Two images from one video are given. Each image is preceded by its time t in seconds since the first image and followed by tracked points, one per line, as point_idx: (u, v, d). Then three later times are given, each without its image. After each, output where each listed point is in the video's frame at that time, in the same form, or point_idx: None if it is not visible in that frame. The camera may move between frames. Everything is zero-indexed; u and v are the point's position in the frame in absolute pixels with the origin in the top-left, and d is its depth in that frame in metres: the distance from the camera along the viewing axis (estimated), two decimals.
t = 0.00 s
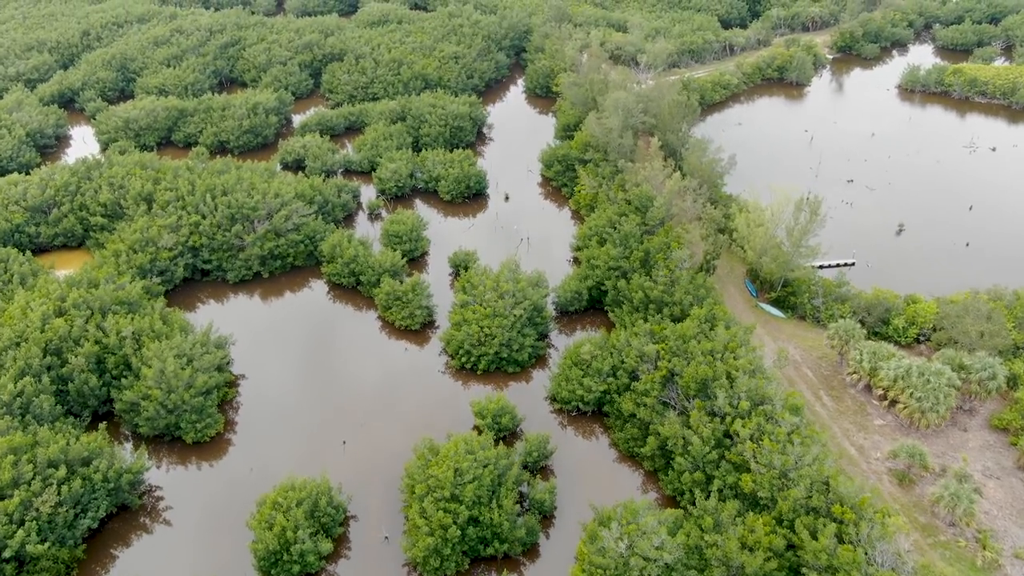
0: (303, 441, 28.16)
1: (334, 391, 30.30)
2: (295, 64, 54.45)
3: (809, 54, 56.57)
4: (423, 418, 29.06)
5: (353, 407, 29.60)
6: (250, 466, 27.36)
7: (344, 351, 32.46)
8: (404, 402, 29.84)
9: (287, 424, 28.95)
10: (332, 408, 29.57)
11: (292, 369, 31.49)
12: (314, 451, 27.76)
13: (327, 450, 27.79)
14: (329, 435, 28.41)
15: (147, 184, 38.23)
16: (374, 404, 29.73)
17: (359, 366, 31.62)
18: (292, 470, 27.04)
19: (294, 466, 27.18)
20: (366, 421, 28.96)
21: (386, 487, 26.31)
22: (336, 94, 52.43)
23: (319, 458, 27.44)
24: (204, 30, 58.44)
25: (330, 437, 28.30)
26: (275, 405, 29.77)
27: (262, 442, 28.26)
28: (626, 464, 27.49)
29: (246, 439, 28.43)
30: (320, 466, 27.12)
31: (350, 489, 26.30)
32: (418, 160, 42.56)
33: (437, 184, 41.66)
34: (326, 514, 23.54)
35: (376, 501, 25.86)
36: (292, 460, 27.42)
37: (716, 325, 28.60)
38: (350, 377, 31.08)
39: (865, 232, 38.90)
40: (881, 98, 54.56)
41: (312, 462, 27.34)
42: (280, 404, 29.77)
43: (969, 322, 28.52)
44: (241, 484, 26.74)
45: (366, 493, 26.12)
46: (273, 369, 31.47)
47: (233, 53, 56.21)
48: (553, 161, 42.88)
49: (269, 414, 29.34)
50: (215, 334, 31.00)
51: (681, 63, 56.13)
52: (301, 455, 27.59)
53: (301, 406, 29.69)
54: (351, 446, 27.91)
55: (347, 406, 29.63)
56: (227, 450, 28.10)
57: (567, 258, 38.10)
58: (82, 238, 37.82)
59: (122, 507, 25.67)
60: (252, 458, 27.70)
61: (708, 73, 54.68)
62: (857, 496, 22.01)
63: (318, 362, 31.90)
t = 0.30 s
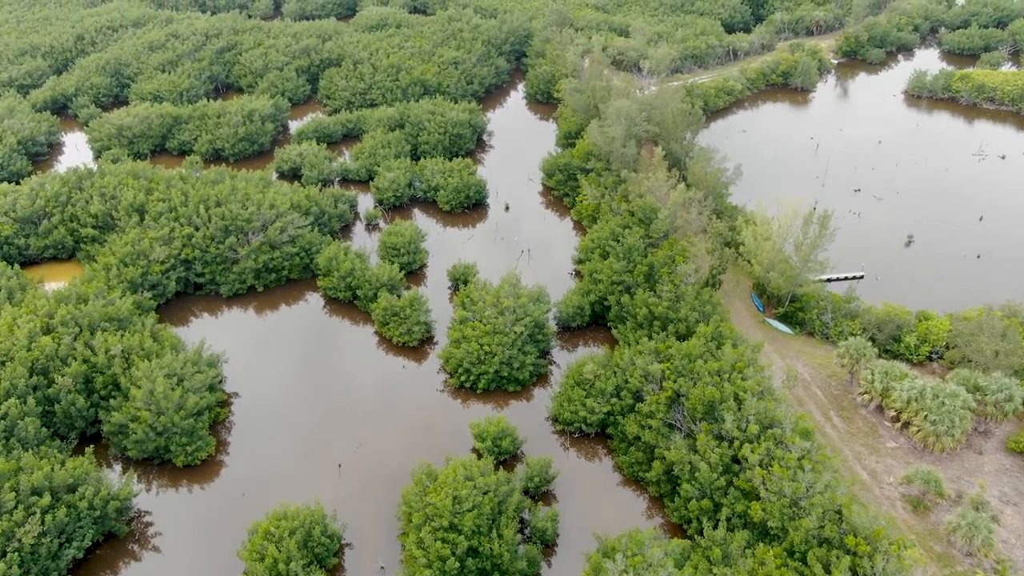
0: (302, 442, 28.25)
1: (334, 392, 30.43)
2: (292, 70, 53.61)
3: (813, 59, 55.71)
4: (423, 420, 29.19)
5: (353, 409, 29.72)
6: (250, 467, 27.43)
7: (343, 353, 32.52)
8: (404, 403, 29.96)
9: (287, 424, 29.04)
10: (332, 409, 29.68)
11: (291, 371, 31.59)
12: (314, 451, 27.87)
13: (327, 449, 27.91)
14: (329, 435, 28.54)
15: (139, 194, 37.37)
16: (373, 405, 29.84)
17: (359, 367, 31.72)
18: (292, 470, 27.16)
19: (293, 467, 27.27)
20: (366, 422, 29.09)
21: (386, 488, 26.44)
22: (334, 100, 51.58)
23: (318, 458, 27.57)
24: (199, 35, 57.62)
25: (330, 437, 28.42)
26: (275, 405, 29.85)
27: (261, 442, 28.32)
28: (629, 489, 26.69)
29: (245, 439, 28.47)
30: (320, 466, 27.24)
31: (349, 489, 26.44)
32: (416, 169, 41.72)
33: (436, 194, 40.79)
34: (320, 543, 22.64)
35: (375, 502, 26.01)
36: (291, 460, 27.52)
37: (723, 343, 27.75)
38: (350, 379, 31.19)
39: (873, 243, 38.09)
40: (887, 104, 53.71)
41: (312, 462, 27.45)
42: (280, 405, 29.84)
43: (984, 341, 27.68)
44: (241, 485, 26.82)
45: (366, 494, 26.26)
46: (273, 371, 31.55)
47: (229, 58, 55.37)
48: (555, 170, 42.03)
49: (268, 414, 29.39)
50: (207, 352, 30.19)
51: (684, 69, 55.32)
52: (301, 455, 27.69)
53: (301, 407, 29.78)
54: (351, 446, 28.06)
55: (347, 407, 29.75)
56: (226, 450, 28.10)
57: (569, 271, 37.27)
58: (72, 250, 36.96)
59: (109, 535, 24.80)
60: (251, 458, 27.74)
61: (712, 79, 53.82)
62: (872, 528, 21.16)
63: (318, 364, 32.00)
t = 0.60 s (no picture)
0: (301, 444, 28.16)
1: (333, 396, 30.38)
2: (289, 76, 52.75)
3: (819, 64, 54.82)
4: (422, 423, 29.19)
5: (353, 411, 29.67)
6: (249, 470, 27.31)
7: (341, 362, 32.22)
8: (403, 406, 29.92)
9: (286, 427, 28.94)
10: (331, 411, 29.62)
11: (290, 376, 31.52)
12: (314, 453, 27.81)
13: (326, 452, 27.85)
14: (328, 439, 28.45)
15: (131, 205, 36.49)
16: (372, 408, 29.80)
17: (357, 371, 31.66)
18: (292, 473, 27.08)
19: (292, 469, 27.19)
20: (366, 424, 29.04)
21: (387, 491, 26.39)
22: (331, 107, 50.72)
23: (318, 461, 27.50)
24: (195, 39, 56.75)
25: (329, 440, 28.36)
26: (273, 409, 29.75)
27: (261, 445, 28.22)
28: (634, 514, 25.83)
29: (243, 442, 28.35)
30: (320, 469, 27.18)
31: (350, 492, 26.38)
32: (414, 178, 40.87)
33: (435, 204, 39.95)
34: None
35: (376, 504, 25.95)
36: (291, 463, 27.43)
37: (730, 363, 26.89)
38: (348, 382, 31.12)
39: (883, 255, 37.25)
40: (893, 110, 52.86)
41: (312, 464, 27.37)
42: (278, 409, 29.73)
43: (1000, 361, 26.82)
44: (240, 488, 26.70)
45: (366, 496, 26.19)
46: (271, 376, 31.44)
47: (225, 63, 54.53)
48: (556, 179, 41.20)
49: (267, 418, 29.27)
50: (198, 371, 29.35)
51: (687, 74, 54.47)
52: (300, 457, 27.61)
53: (299, 410, 29.68)
54: (350, 449, 27.99)
55: (346, 410, 29.68)
56: (225, 454, 27.98)
57: (571, 284, 36.45)
58: (62, 263, 36.10)
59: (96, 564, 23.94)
60: (250, 461, 27.63)
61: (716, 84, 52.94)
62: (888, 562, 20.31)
63: (316, 368, 31.94)
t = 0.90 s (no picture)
0: (301, 446, 28.13)
1: (332, 398, 30.40)
2: (286, 81, 51.93)
3: (824, 69, 53.95)
4: (421, 424, 29.24)
5: (352, 413, 29.68)
6: (249, 472, 27.27)
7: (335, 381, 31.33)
8: (402, 408, 29.95)
9: (285, 428, 28.93)
10: (330, 413, 29.62)
11: (289, 378, 31.48)
12: (313, 455, 27.80)
13: (326, 454, 27.83)
14: (327, 440, 28.44)
15: (122, 216, 35.64)
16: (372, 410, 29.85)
17: (356, 373, 31.70)
18: (292, 474, 27.04)
19: (292, 471, 27.17)
20: (366, 426, 29.08)
21: (387, 493, 26.40)
22: (329, 113, 49.92)
23: (318, 462, 27.50)
24: (191, 44, 55.89)
25: (329, 441, 28.35)
26: (272, 412, 29.67)
27: (260, 446, 28.18)
28: (639, 542, 24.99)
29: (243, 444, 28.29)
30: (320, 470, 27.16)
31: (350, 493, 26.38)
32: (413, 188, 40.03)
33: (434, 215, 39.12)
34: None
35: (376, 505, 25.96)
36: (290, 464, 27.40)
37: (739, 384, 26.04)
38: (347, 384, 31.18)
39: (892, 268, 36.38)
40: (900, 116, 51.98)
41: (312, 465, 27.37)
42: (277, 411, 29.71)
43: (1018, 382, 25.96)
44: (240, 490, 26.65)
45: (366, 498, 26.20)
46: (270, 378, 31.42)
47: (221, 68, 53.75)
48: (557, 189, 40.36)
49: (266, 420, 29.25)
50: (189, 390, 28.52)
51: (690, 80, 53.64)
52: (300, 459, 27.59)
53: (299, 413, 29.63)
54: (350, 451, 27.99)
55: (345, 412, 29.69)
56: (224, 455, 27.89)
57: (573, 298, 35.65)
58: (52, 275, 35.28)
59: None
60: (249, 463, 27.58)
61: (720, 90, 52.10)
62: None
63: (315, 369, 31.92)
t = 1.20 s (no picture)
0: (300, 447, 28.14)
1: (331, 400, 30.37)
2: (282, 87, 51.06)
3: (829, 75, 53.06)
4: (420, 425, 29.28)
5: (352, 415, 29.70)
6: (249, 472, 27.23)
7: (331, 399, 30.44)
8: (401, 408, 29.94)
9: (285, 429, 28.95)
10: (330, 414, 29.67)
11: (288, 380, 31.44)
12: (313, 456, 27.81)
13: (325, 455, 27.84)
14: (327, 442, 28.42)
15: (113, 228, 34.76)
16: (371, 412, 29.87)
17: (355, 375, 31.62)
18: (292, 475, 27.01)
19: (292, 471, 27.16)
20: (366, 427, 29.13)
21: (386, 494, 26.40)
22: (326, 120, 49.06)
23: (318, 463, 27.49)
24: (186, 48, 55.00)
25: (329, 443, 28.37)
26: (272, 414, 29.66)
27: (261, 447, 28.16)
28: (644, 572, 24.11)
29: (243, 446, 28.23)
30: (320, 471, 27.17)
31: (349, 494, 26.37)
32: (411, 198, 39.16)
33: (433, 226, 38.25)
34: None
35: (376, 506, 25.95)
36: (290, 465, 27.38)
37: (747, 406, 25.19)
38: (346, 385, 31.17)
39: (901, 281, 35.52)
40: (907, 123, 51.11)
41: (311, 467, 27.36)
42: (277, 413, 29.72)
43: None
44: (240, 490, 26.60)
45: (366, 499, 26.20)
46: (269, 381, 31.37)
47: (216, 73, 52.89)
48: (559, 199, 39.52)
49: (265, 421, 29.25)
50: (180, 410, 27.71)
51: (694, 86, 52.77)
52: (301, 460, 27.57)
53: (298, 414, 29.64)
54: (350, 453, 27.98)
55: (345, 413, 29.72)
56: (224, 456, 27.85)
57: (575, 313, 34.85)
58: (41, 289, 34.40)
59: None
60: (249, 463, 27.55)
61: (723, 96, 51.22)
62: None
63: (314, 372, 31.86)
